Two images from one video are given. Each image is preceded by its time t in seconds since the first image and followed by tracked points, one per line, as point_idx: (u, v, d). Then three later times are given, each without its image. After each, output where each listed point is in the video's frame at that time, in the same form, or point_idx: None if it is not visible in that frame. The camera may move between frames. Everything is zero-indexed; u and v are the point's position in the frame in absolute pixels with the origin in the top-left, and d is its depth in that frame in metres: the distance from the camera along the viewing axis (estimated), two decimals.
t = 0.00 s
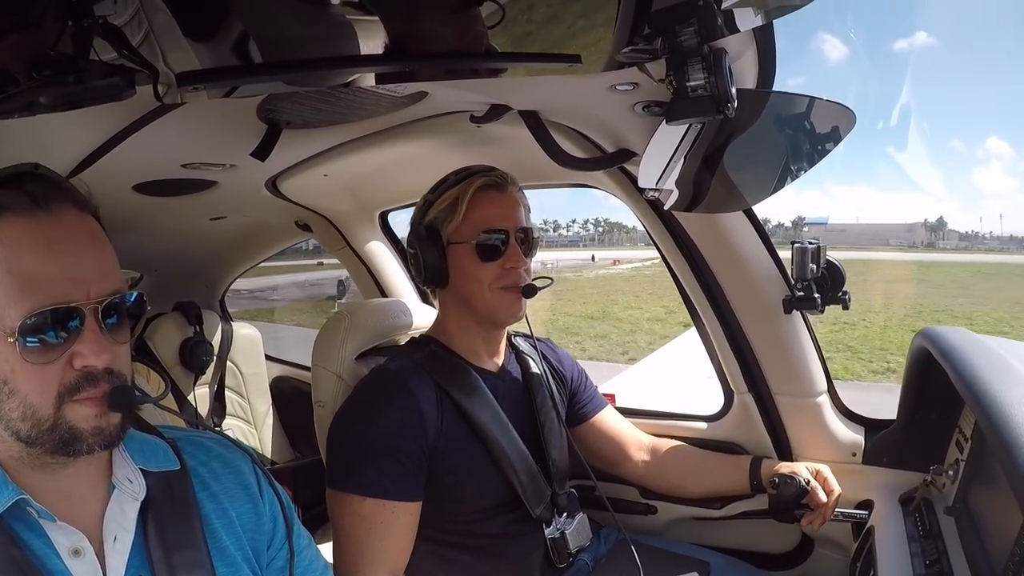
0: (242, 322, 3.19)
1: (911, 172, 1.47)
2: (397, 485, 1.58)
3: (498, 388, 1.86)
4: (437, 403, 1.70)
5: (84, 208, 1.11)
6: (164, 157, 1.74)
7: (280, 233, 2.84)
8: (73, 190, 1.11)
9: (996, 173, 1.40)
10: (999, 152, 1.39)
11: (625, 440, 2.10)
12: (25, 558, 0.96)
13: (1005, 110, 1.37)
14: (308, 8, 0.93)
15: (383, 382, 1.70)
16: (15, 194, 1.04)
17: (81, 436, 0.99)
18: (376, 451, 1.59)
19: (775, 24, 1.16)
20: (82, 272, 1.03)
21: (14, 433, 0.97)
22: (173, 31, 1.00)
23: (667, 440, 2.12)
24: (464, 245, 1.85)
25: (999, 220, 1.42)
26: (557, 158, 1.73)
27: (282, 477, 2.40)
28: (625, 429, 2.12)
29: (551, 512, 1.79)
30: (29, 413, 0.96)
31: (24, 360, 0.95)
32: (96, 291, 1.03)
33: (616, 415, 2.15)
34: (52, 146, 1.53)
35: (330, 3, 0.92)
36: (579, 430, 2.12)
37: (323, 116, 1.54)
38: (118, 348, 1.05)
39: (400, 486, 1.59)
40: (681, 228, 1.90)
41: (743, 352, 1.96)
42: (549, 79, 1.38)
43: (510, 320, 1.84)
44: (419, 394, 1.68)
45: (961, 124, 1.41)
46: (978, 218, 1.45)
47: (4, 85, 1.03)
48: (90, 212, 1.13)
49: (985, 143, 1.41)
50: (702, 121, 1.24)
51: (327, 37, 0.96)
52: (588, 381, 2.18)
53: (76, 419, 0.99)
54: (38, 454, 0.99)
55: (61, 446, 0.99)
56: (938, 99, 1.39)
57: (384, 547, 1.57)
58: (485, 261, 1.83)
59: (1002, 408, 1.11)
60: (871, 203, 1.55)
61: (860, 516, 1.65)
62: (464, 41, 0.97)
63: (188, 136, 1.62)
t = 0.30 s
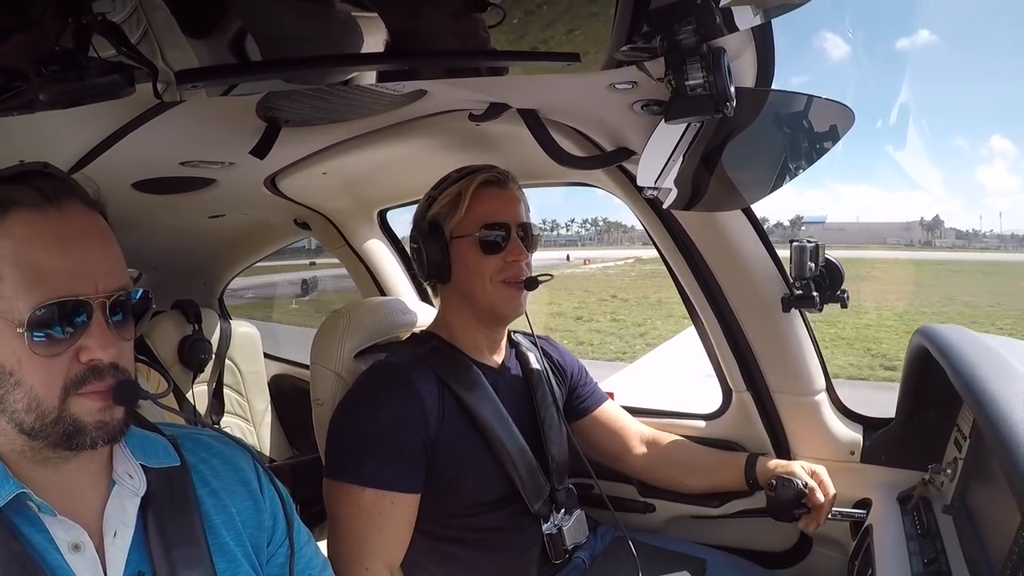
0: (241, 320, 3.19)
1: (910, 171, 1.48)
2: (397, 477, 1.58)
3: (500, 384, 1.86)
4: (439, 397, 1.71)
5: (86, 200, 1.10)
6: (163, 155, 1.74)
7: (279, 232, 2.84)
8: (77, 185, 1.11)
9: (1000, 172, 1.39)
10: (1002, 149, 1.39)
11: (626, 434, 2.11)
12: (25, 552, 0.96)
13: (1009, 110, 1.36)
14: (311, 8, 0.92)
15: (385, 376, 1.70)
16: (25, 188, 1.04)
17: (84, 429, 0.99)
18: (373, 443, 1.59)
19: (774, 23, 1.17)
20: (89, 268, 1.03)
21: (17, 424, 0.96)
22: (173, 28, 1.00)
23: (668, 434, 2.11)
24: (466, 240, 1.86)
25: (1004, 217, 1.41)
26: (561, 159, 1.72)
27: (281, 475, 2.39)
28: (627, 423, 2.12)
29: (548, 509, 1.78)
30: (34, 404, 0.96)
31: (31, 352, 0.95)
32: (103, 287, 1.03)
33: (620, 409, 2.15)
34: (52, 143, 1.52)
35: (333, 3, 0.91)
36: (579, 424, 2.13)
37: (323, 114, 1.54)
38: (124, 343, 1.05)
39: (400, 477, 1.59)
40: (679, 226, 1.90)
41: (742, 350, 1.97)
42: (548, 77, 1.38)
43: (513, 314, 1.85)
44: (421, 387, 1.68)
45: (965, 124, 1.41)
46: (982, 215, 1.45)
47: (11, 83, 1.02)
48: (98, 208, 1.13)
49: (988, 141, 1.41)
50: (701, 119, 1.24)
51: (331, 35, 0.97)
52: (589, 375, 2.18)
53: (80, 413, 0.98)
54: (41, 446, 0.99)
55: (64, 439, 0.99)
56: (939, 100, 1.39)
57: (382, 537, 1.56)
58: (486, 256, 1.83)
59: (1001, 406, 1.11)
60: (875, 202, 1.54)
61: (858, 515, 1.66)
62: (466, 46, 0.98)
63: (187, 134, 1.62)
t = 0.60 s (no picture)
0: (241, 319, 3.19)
1: (911, 170, 1.48)
2: (397, 478, 1.58)
3: (502, 383, 1.86)
4: (441, 396, 1.71)
5: (80, 202, 1.10)
6: (163, 155, 1.74)
7: (280, 232, 2.84)
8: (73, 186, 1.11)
9: (1004, 172, 1.38)
10: (1006, 149, 1.38)
11: (628, 434, 2.11)
12: (25, 554, 0.96)
13: (1010, 110, 1.37)
14: (312, 9, 0.93)
15: (385, 376, 1.70)
16: (16, 190, 1.03)
17: (81, 433, 0.99)
18: (373, 444, 1.59)
19: (774, 22, 1.17)
20: (83, 270, 1.03)
21: (14, 429, 0.96)
22: (173, 29, 1.00)
23: (669, 434, 2.12)
24: (467, 241, 1.86)
25: (1011, 216, 1.40)
26: (560, 159, 1.73)
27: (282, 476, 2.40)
28: (630, 424, 2.13)
29: (552, 508, 1.79)
30: (30, 409, 0.96)
31: (24, 358, 0.95)
32: (96, 289, 1.03)
33: (624, 410, 2.16)
34: (51, 144, 1.53)
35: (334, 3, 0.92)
36: (580, 423, 2.13)
37: (323, 114, 1.55)
38: (118, 346, 1.05)
39: (400, 478, 1.59)
40: (679, 226, 1.89)
41: (743, 351, 1.96)
42: (548, 77, 1.38)
43: (512, 315, 1.85)
44: (422, 386, 1.68)
45: (967, 124, 1.41)
46: (984, 215, 1.44)
47: (7, 83, 1.02)
48: (91, 209, 1.13)
49: (992, 140, 1.40)
50: (701, 119, 1.24)
51: (331, 35, 0.97)
52: (591, 375, 2.18)
53: (77, 418, 0.99)
54: (39, 451, 0.99)
55: (61, 444, 0.99)
56: (939, 100, 1.40)
57: (382, 537, 1.56)
58: (487, 257, 1.83)
59: (1001, 405, 1.11)
60: (877, 201, 1.53)
61: (859, 515, 1.67)
62: (466, 45, 0.97)
63: (187, 135, 1.62)
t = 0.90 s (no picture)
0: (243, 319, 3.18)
1: (912, 169, 1.48)
2: (399, 461, 1.58)
3: (505, 380, 1.86)
4: (444, 390, 1.71)
5: (87, 201, 1.10)
6: (166, 155, 1.75)
7: (283, 231, 2.84)
8: (77, 183, 1.12)
9: (1007, 172, 1.40)
10: (1010, 149, 1.39)
11: (633, 432, 2.11)
12: (29, 552, 0.96)
13: (1009, 109, 1.38)
14: (313, 7, 0.93)
15: (388, 365, 1.70)
16: (20, 189, 1.03)
17: (82, 431, 1.00)
18: (376, 428, 1.58)
19: (776, 23, 1.17)
20: (86, 268, 1.03)
21: (16, 426, 0.97)
22: (174, 28, 1.00)
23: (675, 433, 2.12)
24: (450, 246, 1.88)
25: (1014, 215, 1.40)
26: (565, 159, 1.72)
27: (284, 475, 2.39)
28: (635, 423, 2.13)
29: (552, 506, 1.79)
30: (31, 406, 0.96)
31: (27, 355, 0.95)
32: (99, 286, 1.03)
33: (627, 410, 2.16)
34: (54, 143, 1.53)
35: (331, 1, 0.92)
36: (587, 424, 2.13)
37: (325, 114, 1.55)
38: (121, 344, 1.05)
39: (402, 462, 1.58)
40: (682, 225, 1.89)
41: (746, 350, 1.96)
42: (551, 76, 1.38)
43: (489, 323, 1.84)
44: (426, 380, 1.69)
45: (971, 124, 1.42)
46: (992, 214, 1.44)
47: (12, 81, 1.03)
48: (97, 208, 1.13)
49: (995, 141, 1.41)
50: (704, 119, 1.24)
51: (332, 34, 0.96)
52: (595, 375, 2.18)
53: (78, 415, 0.99)
54: (42, 449, 1.00)
55: (62, 441, 0.99)
56: (944, 101, 1.40)
57: (386, 522, 1.55)
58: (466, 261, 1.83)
59: (1004, 404, 1.11)
60: (884, 201, 1.54)
61: (862, 515, 1.65)
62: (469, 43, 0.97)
63: (190, 134, 1.62)
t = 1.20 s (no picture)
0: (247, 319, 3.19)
1: (915, 166, 1.47)
2: (404, 446, 1.58)
3: (507, 378, 1.87)
4: (447, 378, 1.72)
5: (79, 197, 1.10)
6: (168, 154, 1.75)
7: (286, 231, 2.85)
8: (76, 184, 1.12)
9: (1008, 171, 1.38)
10: (1011, 149, 1.38)
11: (637, 434, 2.10)
12: (33, 552, 0.96)
13: (1012, 107, 1.37)
14: (316, 7, 0.93)
15: (396, 352, 1.71)
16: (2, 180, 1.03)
17: (63, 424, 0.98)
18: (383, 413, 1.59)
19: (780, 21, 1.16)
20: (63, 256, 1.02)
21: (7, 420, 0.97)
22: (178, 27, 1.00)
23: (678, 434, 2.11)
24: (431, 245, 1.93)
25: (1012, 214, 1.39)
26: (568, 157, 1.72)
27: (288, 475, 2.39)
28: (638, 424, 2.12)
29: (554, 505, 1.79)
30: (13, 397, 0.96)
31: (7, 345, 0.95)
32: (78, 274, 1.02)
33: (631, 410, 2.15)
34: (57, 143, 1.53)
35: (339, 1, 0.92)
36: (592, 424, 2.12)
37: (328, 113, 1.55)
38: (104, 334, 1.03)
39: (407, 447, 1.59)
40: (686, 224, 1.89)
41: (749, 350, 1.96)
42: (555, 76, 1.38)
43: (462, 318, 1.86)
44: (431, 373, 1.69)
45: (973, 122, 1.41)
46: (992, 212, 1.42)
47: (16, 82, 1.03)
48: (86, 199, 1.12)
49: (997, 140, 1.40)
50: (708, 118, 1.24)
51: (336, 33, 0.96)
52: (600, 373, 2.18)
53: (58, 407, 0.97)
54: (34, 443, 1.00)
55: (45, 434, 0.98)
56: (948, 97, 1.40)
57: (393, 504, 1.55)
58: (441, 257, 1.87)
59: (1008, 403, 1.11)
60: (886, 200, 1.53)
61: (868, 514, 1.67)
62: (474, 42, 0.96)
63: (193, 133, 1.62)
